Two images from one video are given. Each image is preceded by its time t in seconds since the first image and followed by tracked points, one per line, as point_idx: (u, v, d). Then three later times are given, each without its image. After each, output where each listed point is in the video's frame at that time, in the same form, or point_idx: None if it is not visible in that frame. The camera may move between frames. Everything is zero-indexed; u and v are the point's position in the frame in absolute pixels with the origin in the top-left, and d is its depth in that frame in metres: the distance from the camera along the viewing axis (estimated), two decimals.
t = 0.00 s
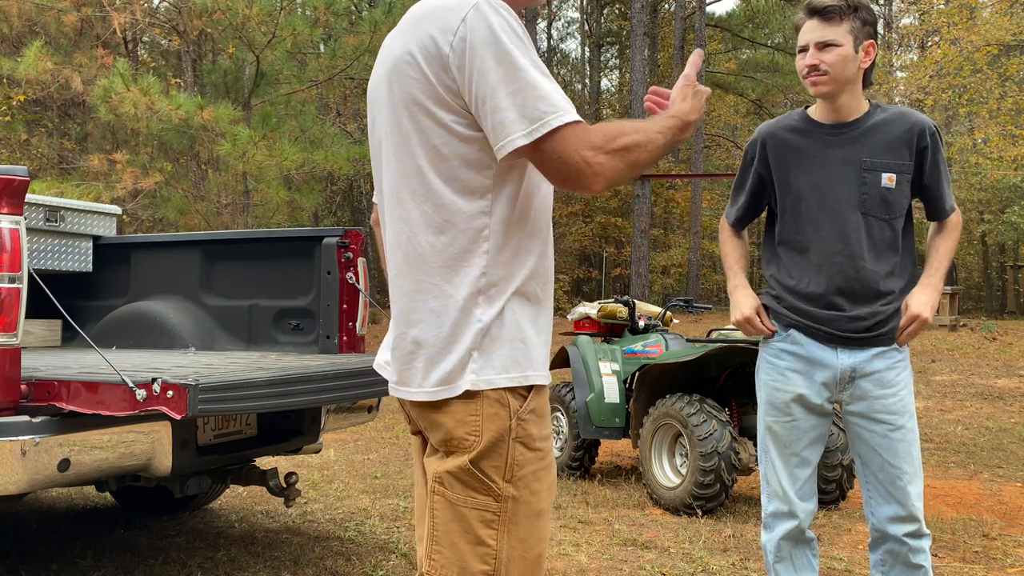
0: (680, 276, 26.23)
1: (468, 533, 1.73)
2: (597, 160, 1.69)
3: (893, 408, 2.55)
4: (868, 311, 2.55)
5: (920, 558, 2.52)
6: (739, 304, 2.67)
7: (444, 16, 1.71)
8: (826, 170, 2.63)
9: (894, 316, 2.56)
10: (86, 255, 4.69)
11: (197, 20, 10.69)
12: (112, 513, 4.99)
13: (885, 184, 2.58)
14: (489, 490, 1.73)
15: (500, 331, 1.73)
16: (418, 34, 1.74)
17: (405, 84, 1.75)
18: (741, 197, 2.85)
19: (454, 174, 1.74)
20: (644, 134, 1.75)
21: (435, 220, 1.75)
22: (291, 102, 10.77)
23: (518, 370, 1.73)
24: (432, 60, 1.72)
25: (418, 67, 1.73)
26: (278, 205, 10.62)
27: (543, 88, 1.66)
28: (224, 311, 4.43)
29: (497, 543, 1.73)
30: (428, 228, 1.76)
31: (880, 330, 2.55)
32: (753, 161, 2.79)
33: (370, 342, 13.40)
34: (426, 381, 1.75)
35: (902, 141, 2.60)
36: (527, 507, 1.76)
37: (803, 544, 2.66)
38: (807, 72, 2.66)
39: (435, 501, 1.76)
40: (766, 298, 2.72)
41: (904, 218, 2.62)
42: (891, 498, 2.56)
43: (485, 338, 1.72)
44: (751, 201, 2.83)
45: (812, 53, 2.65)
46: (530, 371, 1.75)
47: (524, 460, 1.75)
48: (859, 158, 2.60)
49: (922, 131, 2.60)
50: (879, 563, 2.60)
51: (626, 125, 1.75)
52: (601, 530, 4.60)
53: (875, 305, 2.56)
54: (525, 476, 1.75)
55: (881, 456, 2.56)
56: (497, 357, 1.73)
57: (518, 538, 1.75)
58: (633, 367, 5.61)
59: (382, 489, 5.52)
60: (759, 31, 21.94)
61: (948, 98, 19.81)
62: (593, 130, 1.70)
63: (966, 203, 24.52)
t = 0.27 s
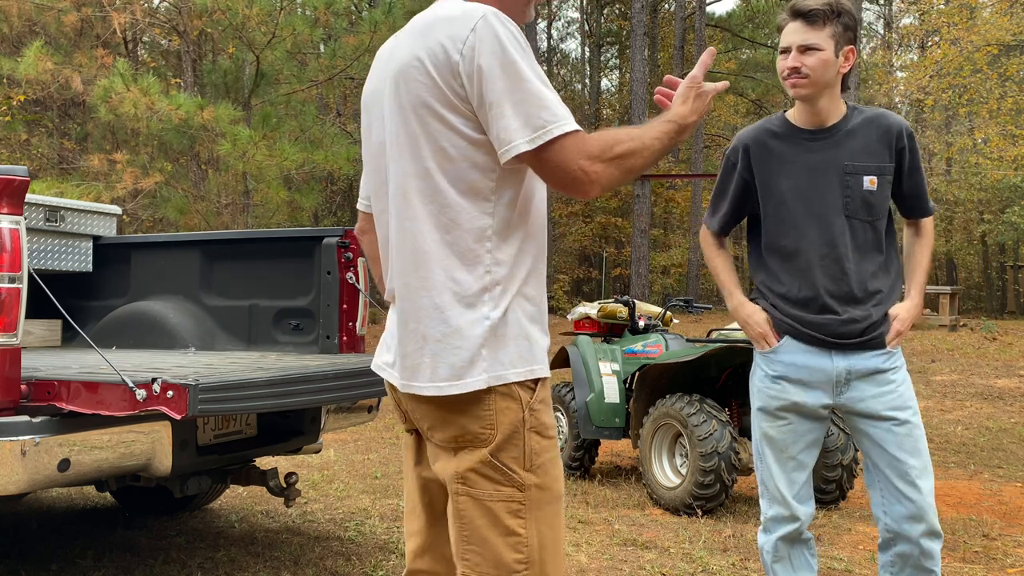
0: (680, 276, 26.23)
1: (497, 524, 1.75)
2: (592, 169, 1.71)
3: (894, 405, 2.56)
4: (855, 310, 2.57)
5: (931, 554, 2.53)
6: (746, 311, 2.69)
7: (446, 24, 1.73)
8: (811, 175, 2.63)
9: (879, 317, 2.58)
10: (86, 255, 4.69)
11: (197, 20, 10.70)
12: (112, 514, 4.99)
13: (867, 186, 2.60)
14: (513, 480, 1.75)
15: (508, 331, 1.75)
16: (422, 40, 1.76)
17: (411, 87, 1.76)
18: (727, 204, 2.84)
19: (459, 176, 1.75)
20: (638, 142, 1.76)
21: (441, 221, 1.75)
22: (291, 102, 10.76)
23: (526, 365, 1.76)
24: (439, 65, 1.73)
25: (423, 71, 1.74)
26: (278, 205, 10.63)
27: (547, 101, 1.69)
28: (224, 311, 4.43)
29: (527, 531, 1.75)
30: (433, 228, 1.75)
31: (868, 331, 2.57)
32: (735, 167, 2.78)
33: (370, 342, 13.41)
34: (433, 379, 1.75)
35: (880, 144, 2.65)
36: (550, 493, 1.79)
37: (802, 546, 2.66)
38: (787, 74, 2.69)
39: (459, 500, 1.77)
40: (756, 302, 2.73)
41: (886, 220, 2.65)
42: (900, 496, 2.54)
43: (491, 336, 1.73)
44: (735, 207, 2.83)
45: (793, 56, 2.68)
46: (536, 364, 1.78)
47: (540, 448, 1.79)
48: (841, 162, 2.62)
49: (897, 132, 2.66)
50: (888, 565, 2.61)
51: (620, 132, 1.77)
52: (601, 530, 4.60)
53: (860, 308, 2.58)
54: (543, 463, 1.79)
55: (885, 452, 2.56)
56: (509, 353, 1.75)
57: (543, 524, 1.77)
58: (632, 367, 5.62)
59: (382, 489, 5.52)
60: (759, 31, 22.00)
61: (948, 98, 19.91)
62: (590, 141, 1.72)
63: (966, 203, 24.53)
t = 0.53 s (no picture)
0: (680, 276, 26.24)
1: (539, 502, 1.76)
2: (561, 187, 1.70)
3: (890, 410, 2.57)
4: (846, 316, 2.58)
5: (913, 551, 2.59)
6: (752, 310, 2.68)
7: (435, 36, 1.76)
8: (810, 178, 2.64)
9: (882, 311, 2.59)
10: (86, 255, 4.69)
11: (197, 20, 10.70)
12: (112, 514, 4.99)
13: (867, 184, 2.61)
14: (541, 457, 1.76)
15: (497, 330, 1.75)
16: (412, 54, 1.79)
17: (403, 98, 1.79)
18: (724, 209, 2.78)
19: (448, 183, 1.77)
20: (618, 160, 1.76)
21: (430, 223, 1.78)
22: (291, 102, 10.75)
23: (523, 351, 1.77)
24: (430, 75, 1.75)
25: (412, 83, 1.77)
26: (278, 205, 10.63)
27: (525, 112, 1.69)
28: (224, 311, 4.43)
29: (569, 501, 1.76)
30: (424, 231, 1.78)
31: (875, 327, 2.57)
32: (735, 171, 2.76)
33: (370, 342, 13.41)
34: (430, 373, 1.76)
35: (876, 142, 2.66)
36: (579, 459, 1.80)
37: (801, 543, 2.68)
38: (788, 76, 2.69)
39: (502, 488, 1.78)
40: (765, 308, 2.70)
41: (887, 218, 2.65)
42: (894, 501, 2.55)
43: (479, 336, 1.74)
44: (734, 210, 2.77)
45: (795, 59, 2.68)
46: (534, 349, 1.79)
47: (555, 421, 1.78)
48: (838, 163, 2.62)
49: (890, 129, 2.68)
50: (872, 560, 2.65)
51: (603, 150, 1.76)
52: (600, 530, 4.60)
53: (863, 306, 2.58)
54: (564, 433, 1.79)
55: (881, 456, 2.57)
56: (497, 344, 1.74)
57: (582, 491, 1.78)
58: (632, 367, 5.62)
59: (382, 489, 5.52)
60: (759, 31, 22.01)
61: (948, 98, 19.94)
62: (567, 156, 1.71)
63: (966, 203, 24.54)
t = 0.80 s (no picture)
0: (680, 276, 26.24)
1: (518, 513, 1.75)
2: (554, 191, 1.70)
3: (896, 415, 2.61)
4: (869, 319, 2.58)
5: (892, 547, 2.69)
6: (771, 308, 2.69)
7: (439, 39, 1.76)
8: (838, 179, 2.64)
9: (905, 315, 2.61)
10: (86, 255, 4.69)
11: (197, 20, 10.70)
12: (112, 514, 4.99)
13: (895, 190, 2.63)
14: (525, 467, 1.75)
15: (495, 332, 1.76)
16: (419, 57, 1.79)
17: (405, 104, 1.79)
18: (753, 208, 2.76)
19: (451, 185, 1.77)
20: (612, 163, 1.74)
21: (435, 225, 1.78)
22: (291, 102, 10.75)
23: (522, 359, 1.77)
24: (434, 79, 1.76)
25: (417, 87, 1.78)
26: (278, 205, 10.63)
27: (521, 112, 1.69)
28: (224, 311, 4.43)
29: (548, 515, 1.75)
30: (429, 232, 1.78)
31: (899, 330, 2.59)
32: (761, 174, 2.76)
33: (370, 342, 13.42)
34: (433, 374, 1.77)
35: (905, 148, 2.68)
36: (562, 475, 1.79)
37: (804, 540, 2.69)
38: (828, 81, 2.70)
39: (482, 495, 1.76)
40: (786, 306, 2.70)
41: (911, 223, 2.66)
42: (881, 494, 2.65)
43: (479, 338, 1.75)
44: (763, 211, 2.75)
45: (834, 64, 2.70)
46: (533, 357, 1.79)
47: (546, 433, 1.78)
48: (867, 166, 2.64)
49: (916, 137, 2.70)
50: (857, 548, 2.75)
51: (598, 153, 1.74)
52: (601, 530, 4.60)
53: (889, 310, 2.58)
54: (552, 448, 1.79)
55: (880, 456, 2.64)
56: (496, 350, 1.75)
57: (562, 508, 1.77)
58: (632, 367, 5.62)
59: (382, 489, 5.52)
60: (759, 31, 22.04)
61: (948, 98, 19.96)
62: (561, 159, 1.71)
63: (966, 203, 24.55)
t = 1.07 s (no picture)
0: (680, 276, 26.25)
1: (523, 513, 1.75)
2: (535, 195, 1.68)
3: (905, 412, 2.68)
4: (886, 325, 2.67)
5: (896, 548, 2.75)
6: (787, 298, 2.76)
7: (437, 41, 1.76)
8: (865, 185, 2.70)
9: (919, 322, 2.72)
10: (86, 255, 4.69)
11: (197, 20, 10.70)
12: (112, 514, 4.99)
13: (919, 200, 2.69)
14: (531, 468, 1.75)
15: (500, 333, 1.75)
16: (419, 59, 1.79)
17: (406, 106, 1.80)
18: (780, 208, 2.81)
19: (451, 188, 1.77)
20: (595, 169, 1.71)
21: (437, 227, 1.78)
22: (291, 102, 10.75)
23: (528, 360, 1.78)
24: (430, 81, 1.76)
25: (417, 89, 1.78)
26: (278, 205, 10.63)
27: (509, 111, 1.68)
28: (224, 311, 4.43)
29: (553, 516, 1.75)
30: (432, 233, 1.79)
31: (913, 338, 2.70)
32: (791, 174, 2.80)
33: (370, 342, 13.43)
34: (438, 375, 1.77)
35: (934, 158, 2.74)
36: (566, 477, 1.80)
37: (810, 538, 2.70)
38: (871, 87, 2.72)
39: (488, 496, 1.76)
40: (803, 297, 2.77)
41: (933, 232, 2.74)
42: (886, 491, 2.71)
43: (485, 339, 1.75)
44: (791, 211, 2.80)
45: (880, 70, 2.72)
46: (540, 357, 1.80)
47: (551, 433, 1.79)
48: (896, 174, 2.70)
49: (947, 148, 2.76)
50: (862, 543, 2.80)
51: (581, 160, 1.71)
52: (601, 530, 4.60)
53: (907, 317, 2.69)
54: (557, 448, 1.80)
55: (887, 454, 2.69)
56: (503, 351, 1.75)
57: (567, 508, 1.78)
58: (632, 367, 5.62)
59: (382, 489, 5.52)
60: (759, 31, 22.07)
61: (948, 98, 19.97)
62: (544, 162, 1.70)
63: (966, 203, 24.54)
